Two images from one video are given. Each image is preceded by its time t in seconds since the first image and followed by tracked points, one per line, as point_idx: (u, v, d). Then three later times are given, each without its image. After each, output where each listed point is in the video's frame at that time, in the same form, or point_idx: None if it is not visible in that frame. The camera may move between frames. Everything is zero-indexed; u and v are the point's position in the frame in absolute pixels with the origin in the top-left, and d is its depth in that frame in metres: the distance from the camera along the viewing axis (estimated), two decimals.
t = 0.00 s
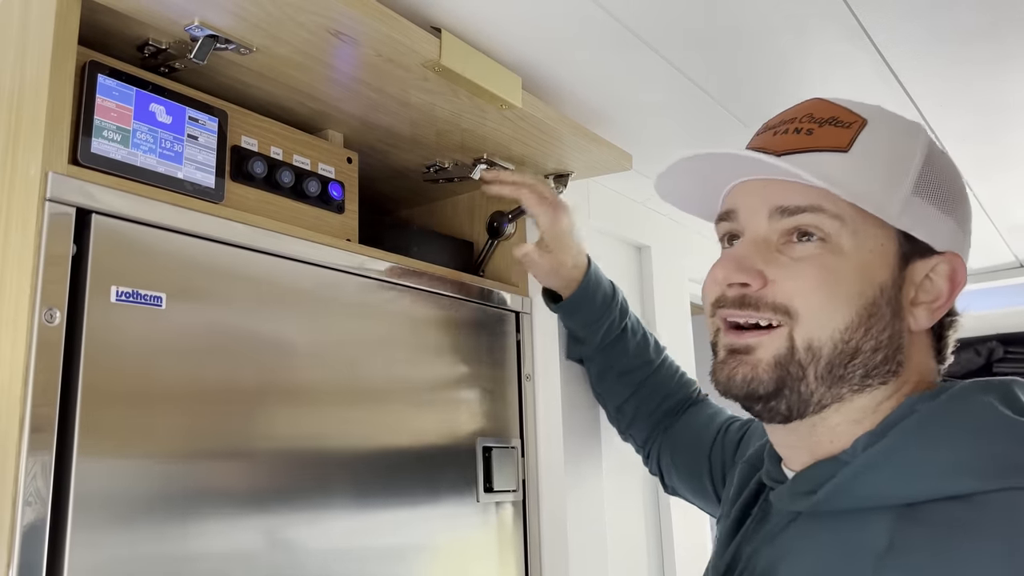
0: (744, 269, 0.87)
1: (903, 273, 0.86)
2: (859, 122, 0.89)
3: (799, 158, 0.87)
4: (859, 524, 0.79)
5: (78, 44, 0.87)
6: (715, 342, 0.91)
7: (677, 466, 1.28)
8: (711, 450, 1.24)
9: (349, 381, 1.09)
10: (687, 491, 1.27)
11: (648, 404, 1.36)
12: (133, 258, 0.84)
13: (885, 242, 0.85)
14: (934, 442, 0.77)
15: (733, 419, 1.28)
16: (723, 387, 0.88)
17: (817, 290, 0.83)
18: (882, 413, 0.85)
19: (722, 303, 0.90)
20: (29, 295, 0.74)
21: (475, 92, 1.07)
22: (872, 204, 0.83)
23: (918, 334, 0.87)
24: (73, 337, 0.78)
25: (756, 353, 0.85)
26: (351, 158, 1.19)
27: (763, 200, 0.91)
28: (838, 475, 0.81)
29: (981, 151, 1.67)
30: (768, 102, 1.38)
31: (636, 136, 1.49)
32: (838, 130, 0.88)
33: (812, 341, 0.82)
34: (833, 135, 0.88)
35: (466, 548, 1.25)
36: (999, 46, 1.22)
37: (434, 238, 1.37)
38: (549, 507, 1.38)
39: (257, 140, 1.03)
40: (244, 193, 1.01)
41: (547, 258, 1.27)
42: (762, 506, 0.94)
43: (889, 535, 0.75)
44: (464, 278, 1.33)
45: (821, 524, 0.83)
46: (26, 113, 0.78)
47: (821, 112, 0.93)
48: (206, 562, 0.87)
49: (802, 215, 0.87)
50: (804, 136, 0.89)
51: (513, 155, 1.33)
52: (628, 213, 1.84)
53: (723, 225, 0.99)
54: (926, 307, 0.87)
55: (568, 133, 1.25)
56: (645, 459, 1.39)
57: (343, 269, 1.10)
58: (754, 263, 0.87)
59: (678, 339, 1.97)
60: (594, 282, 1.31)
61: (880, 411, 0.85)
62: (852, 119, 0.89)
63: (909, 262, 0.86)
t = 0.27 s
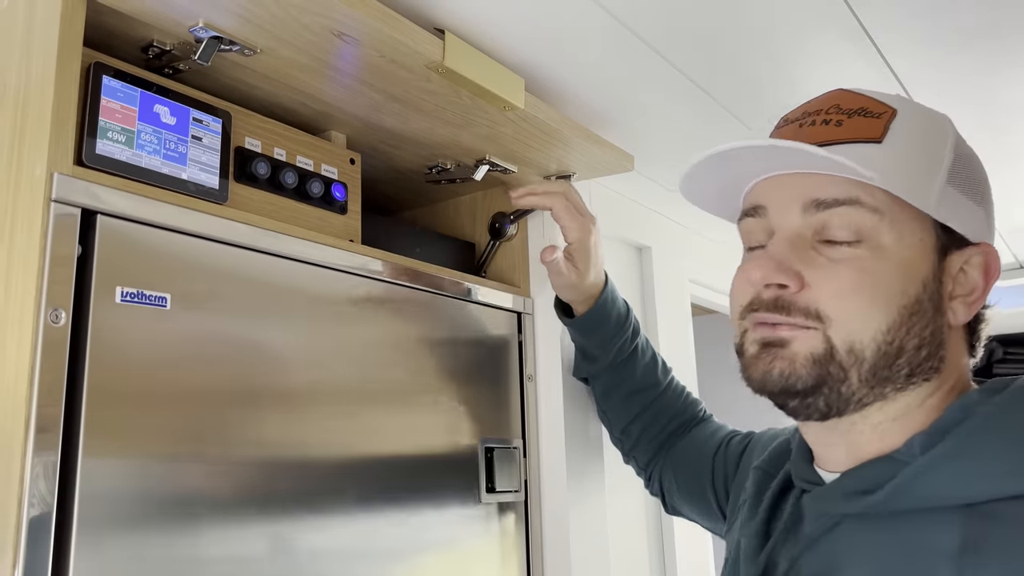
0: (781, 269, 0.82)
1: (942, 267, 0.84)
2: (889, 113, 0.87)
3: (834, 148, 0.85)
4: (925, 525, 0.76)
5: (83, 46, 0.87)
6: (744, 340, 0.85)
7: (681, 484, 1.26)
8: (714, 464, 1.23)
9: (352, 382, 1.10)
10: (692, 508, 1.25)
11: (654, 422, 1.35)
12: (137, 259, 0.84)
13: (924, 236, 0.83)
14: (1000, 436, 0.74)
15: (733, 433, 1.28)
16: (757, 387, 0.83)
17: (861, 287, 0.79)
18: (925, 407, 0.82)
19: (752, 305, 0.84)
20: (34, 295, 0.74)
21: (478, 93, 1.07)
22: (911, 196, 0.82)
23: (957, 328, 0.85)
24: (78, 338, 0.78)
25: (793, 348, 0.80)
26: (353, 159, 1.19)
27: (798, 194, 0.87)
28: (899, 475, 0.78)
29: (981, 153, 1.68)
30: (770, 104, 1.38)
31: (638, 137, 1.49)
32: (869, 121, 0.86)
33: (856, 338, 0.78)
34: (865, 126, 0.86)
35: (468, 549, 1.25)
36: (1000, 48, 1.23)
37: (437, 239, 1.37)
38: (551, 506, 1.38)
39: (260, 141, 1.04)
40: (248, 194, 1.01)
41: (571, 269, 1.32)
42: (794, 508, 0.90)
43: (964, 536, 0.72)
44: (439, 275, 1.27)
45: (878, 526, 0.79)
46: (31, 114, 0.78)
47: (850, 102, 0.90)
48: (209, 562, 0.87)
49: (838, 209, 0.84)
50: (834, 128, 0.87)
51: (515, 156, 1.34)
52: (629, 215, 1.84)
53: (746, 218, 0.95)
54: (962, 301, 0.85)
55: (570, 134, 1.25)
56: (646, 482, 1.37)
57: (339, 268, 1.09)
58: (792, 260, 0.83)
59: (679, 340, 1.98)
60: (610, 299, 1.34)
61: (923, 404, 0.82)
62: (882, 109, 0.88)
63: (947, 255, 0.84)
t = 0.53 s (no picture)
0: (792, 291, 0.83)
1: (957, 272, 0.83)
2: (895, 119, 0.85)
3: (838, 167, 0.84)
4: (953, 524, 0.77)
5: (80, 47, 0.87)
6: (756, 358, 0.87)
7: (670, 495, 1.27)
8: (704, 478, 1.24)
9: (350, 384, 1.10)
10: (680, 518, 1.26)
11: (643, 434, 1.36)
12: (135, 261, 0.84)
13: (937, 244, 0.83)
14: None
15: (722, 445, 1.27)
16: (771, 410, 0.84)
17: (873, 307, 0.80)
18: (940, 410, 0.83)
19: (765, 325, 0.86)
20: (31, 297, 0.74)
21: (476, 95, 1.07)
22: (921, 212, 0.81)
23: (969, 333, 0.85)
24: (75, 339, 0.78)
25: (806, 372, 0.81)
26: (351, 161, 1.19)
27: (804, 211, 0.87)
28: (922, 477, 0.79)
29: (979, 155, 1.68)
30: (768, 106, 1.38)
31: (636, 139, 1.50)
32: (872, 131, 0.85)
33: (868, 357, 0.79)
34: (868, 137, 0.85)
35: (467, 550, 1.25)
36: (997, 51, 1.23)
37: (435, 241, 1.38)
38: (549, 506, 1.38)
39: (258, 143, 1.04)
40: (246, 195, 1.01)
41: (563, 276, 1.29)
42: (802, 512, 0.91)
43: (995, 536, 0.74)
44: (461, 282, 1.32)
45: (901, 526, 0.80)
46: (28, 116, 0.78)
47: (853, 108, 0.88)
48: (208, 564, 0.87)
49: (847, 226, 0.83)
50: (837, 139, 0.86)
51: (513, 158, 1.34)
52: (627, 216, 1.84)
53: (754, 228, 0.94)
54: (976, 305, 0.85)
55: (569, 136, 1.25)
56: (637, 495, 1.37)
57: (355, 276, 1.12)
58: (802, 282, 0.83)
59: (677, 342, 1.98)
60: (598, 310, 1.31)
61: (939, 407, 0.83)
62: (888, 116, 0.86)
63: (960, 262, 0.84)
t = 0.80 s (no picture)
0: (776, 290, 0.84)
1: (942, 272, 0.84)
2: (881, 119, 0.86)
3: (822, 165, 0.84)
4: (933, 526, 0.77)
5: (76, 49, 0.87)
6: (744, 359, 0.87)
7: (661, 498, 1.28)
8: (695, 481, 1.25)
9: (346, 385, 1.10)
10: (670, 520, 1.28)
11: (633, 435, 1.37)
12: (130, 262, 0.84)
13: (920, 244, 0.83)
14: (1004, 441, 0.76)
15: (712, 447, 1.29)
16: (756, 409, 0.85)
17: (858, 306, 0.80)
18: (925, 412, 0.84)
19: (750, 326, 0.86)
20: (27, 299, 0.74)
21: (472, 97, 1.07)
22: (906, 211, 0.81)
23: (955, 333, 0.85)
24: (71, 341, 0.78)
25: (791, 370, 0.82)
26: (348, 163, 1.19)
27: (789, 211, 0.87)
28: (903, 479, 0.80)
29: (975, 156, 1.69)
30: (765, 107, 1.39)
31: (633, 140, 1.50)
32: (858, 130, 0.85)
33: (851, 356, 0.80)
34: (854, 136, 0.85)
35: (464, 551, 1.25)
36: (992, 53, 1.23)
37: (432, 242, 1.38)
38: (546, 507, 1.38)
39: (254, 145, 1.04)
40: (242, 197, 1.01)
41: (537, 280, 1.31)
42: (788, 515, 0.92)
43: (974, 539, 0.74)
44: (465, 285, 1.33)
45: (882, 528, 0.81)
46: (25, 118, 0.78)
47: (839, 108, 0.89)
48: (205, 565, 0.87)
49: (831, 226, 0.84)
50: (824, 139, 0.86)
51: (510, 159, 1.34)
52: (624, 218, 1.85)
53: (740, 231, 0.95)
54: (962, 306, 0.85)
55: (565, 138, 1.25)
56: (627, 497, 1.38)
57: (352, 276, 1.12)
58: (786, 282, 0.84)
59: (675, 343, 1.98)
60: (579, 304, 1.33)
61: (924, 409, 0.83)
62: (874, 116, 0.86)
63: (946, 261, 0.84)
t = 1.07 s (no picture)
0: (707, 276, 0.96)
1: (863, 258, 0.85)
2: (809, 110, 0.91)
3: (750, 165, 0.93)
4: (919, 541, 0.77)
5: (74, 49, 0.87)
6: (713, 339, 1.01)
7: (668, 495, 1.28)
8: (702, 479, 1.25)
9: (345, 385, 1.10)
10: (678, 518, 1.27)
11: (633, 432, 1.36)
12: (129, 262, 0.84)
13: (832, 230, 0.87)
14: (991, 456, 0.75)
15: (718, 444, 1.29)
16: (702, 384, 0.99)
17: (763, 291, 0.90)
18: (867, 401, 0.85)
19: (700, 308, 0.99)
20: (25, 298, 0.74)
21: (471, 96, 1.07)
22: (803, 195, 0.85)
23: (900, 320, 0.85)
24: (70, 340, 0.78)
25: (721, 348, 0.95)
26: (346, 162, 1.19)
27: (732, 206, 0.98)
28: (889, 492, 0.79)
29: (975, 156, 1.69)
30: (764, 107, 1.39)
31: (631, 140, 1.50)
32: (786, 124, 0.92)
33: (757, 337, 0.90)
34: (781, 129, 0.92)
35: (463, 551, 1.25)
36: (992, 53, 1.23)
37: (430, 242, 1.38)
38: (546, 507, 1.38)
39: (253, 144, 1.04)
40: (240, 197, 1.01)
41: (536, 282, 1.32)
42: (784, 517, 0.93)
43: (957, 555, 0.73)
44: (461, 284, 1.33)
45: (869, 541, 0.81)
46: (23, 118, 0.78)
47: (784, 109, 0.96)
48: (204, 565, 0.87)
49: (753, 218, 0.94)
50: (760, 136, 0.95)
51: (508, 159, 1.34)
52: (623, 218, 1.85)
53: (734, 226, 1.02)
54: (899, 292, 0.84)
55: (564, 138, 1.25)
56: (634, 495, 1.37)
57: (328, 272, 1.09)
58: (718, 268, 0.95)
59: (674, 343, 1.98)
60: (574, 303, 1.32)
61: (866, 398, 0.85)
62: (801, 110, 0.92)
63: (875, 249, 0.85)
